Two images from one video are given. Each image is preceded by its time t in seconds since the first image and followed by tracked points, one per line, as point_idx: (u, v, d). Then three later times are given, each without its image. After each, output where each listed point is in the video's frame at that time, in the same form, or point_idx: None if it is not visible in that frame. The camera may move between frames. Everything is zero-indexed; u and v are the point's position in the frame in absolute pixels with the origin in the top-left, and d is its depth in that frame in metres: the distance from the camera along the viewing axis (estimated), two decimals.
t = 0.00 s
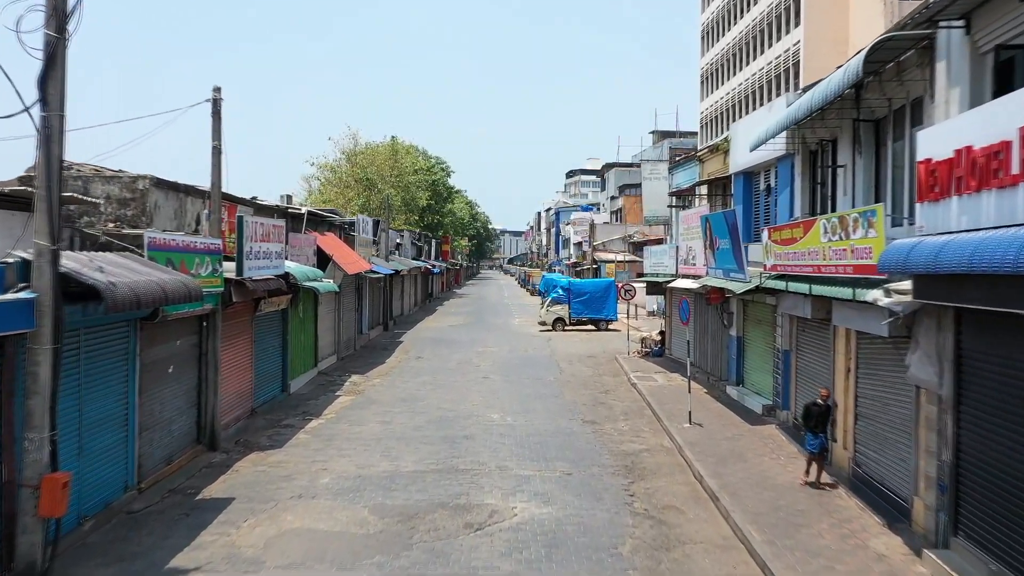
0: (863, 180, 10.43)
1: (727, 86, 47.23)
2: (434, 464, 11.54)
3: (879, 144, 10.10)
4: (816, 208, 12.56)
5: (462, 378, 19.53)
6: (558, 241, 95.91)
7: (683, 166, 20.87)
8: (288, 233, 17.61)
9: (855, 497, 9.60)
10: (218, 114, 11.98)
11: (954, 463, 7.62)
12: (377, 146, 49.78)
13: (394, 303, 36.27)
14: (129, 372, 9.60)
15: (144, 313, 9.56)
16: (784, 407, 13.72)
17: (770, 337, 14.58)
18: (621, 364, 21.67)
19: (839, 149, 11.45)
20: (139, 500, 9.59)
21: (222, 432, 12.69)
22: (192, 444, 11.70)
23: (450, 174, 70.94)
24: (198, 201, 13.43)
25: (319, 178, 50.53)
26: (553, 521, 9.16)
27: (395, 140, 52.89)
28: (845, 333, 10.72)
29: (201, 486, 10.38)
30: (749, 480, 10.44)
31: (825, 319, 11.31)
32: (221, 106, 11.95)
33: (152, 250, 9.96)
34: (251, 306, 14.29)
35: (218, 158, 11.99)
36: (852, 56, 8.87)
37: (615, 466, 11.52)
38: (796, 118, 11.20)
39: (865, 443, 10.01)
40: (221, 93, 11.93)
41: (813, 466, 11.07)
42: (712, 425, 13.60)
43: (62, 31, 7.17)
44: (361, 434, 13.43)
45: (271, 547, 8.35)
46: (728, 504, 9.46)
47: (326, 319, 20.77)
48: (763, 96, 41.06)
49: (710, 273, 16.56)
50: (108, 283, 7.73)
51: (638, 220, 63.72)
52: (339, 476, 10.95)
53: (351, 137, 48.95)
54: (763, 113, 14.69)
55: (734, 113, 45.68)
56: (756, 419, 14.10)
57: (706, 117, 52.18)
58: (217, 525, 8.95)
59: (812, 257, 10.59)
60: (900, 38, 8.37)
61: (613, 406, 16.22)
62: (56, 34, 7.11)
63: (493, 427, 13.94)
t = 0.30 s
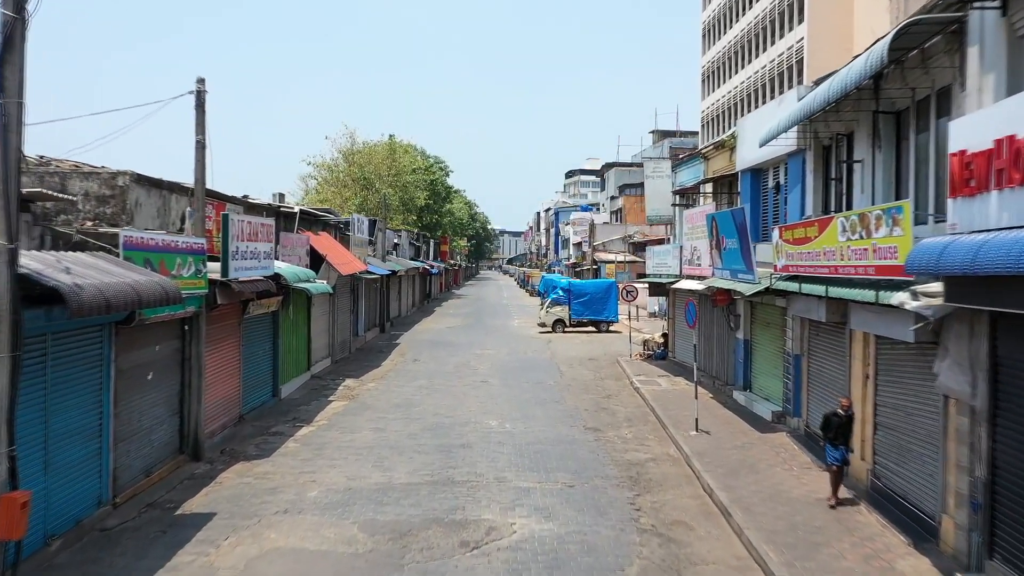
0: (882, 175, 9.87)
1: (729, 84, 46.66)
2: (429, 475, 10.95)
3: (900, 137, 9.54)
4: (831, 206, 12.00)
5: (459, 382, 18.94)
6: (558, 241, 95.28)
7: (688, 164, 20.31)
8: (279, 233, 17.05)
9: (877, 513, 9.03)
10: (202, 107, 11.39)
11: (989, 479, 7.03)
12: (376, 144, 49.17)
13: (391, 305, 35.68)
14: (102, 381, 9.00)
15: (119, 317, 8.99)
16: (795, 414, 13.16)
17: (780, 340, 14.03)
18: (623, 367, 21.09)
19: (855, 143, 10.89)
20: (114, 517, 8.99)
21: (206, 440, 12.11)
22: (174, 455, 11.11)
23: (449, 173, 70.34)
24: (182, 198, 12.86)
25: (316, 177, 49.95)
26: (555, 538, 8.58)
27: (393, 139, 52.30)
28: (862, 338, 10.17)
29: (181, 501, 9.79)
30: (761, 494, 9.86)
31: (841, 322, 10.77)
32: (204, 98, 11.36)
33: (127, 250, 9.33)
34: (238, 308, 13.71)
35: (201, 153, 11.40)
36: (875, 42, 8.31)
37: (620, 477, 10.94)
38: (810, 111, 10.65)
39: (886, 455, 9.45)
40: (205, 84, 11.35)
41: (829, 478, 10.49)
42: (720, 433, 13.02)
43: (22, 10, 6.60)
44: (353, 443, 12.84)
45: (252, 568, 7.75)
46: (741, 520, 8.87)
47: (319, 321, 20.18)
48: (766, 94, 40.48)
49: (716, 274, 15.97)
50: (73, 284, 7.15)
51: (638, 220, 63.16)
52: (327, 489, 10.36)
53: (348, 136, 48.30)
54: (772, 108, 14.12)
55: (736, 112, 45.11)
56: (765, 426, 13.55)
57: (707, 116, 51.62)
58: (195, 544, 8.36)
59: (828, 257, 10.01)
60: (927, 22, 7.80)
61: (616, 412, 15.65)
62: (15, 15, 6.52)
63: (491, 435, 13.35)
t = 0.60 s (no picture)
0: (905, 169, 9.32)
1: (731, 82, 46.11)
2: (424, 487, 10.36)
3: (925, 129, 8.99)
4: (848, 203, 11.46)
5: (457, 386, 18.35)
6: (557, 241, 94.72)
7: (693, 161, 19.73)
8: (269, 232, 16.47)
9: (902, 531, 8.46)
10: (185, 98, 10.79)
11: None
12: (373, 143, 48.51)
13: (388, 306, 35.05)
14: (73, 390, 8.42)
15: (92, 320, 8.40)
16: (808, 422, 12.58)
17: (791, 344, 13.45)
18: (626, 370, 20.52)
19: (874, 136, 10.32)
20: (85, 535, 8.40)
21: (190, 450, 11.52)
22: (154, 467, 10.52)
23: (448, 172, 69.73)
24: (165, 195, 12.20)
25: (313, 176, 49.29)
26: (558, 558, 7.99)
27: (390, 138, 51.65)
28: (883, 343, 9.62)
29: (159, 516, 9.19)
30: (777, 508, 9.27)
31: (860, 325, 10.20)
32: (187, 89, 10.77)
33: (100, 248, 8.73)
34: (226, 310, 13.12)
35: (184, 147, 10.81)
36: (904, 25, 7.73)
37: (626, 490, 10.35)
38: (827, 103, 10.09)
39: (910, 469, 8.88)
40: (188, 74, 10.76)
41: (848, 490, 9.90)
42: (729, 441, 12.44)
43: None
44: (344, 451, 12.25)
45: None
46: (756, 538, 8.28)
47: (312, 323, 19.58)
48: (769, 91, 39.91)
49: (723, 274, 15.39)
50: (32, 286, 6.60)
51: (639, 220, 62.57)
52: (316, 503, 9.75)
53: (346, 135, 47.60)
54: (783, 101, 13.54)
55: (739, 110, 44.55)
56: (775, 433, 12.98)
57: (709, 115, 51.06)
58: (171, 565, 7.76)
59: (847, 257, 9.42)
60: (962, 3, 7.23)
61: (619, 418, 15.07)
62: None
63: (490, 443, 12.75)
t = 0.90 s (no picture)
0: (932, 163, 8.74)
1: (734, 81, 45.57)
2: (419, 501, 9.76)
3: (955, 119, 8.41)
4: (867, 200, 10.88)
5: (456, 390, 17.76)
6: (557, 242, 94.15)
7: (698, 158, 19.16)
8: (260, 231, 15.88)
9: (931, 551, 7.87)
10: (166, 89, 10.18)
11: None
12: (371, 142, 47.89)
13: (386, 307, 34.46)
14: (41, 401, 7.81)
15: (60, 325, 7.81)
16: (823, 430, 11.99)
17: (804, 348, 12.87)
18: (629, 374, 19.93)
19: (897, 129, 9.74)
20: (53, 556, 7.80)
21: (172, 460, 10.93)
22: (133, 480, 9.93)
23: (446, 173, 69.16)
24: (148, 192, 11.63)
25: (310, 176, 48.67)
26: None
27: (389, 137, 51.03)
28: (907, 349, 9.06)
29: (134, 534, 8.58)
30: (795, 525, 8.68)
31: (881, 330, 9.65)
32: (168, 80, 10.16)
33: (70, 248, 8.12)
34: (212, 313, 12.53)
35: (165, 141, 10.22)
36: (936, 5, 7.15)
37: (632, 504, 9.75)
38: (848, 93, 9.51)
39: (938, 484, 8.30)
40: (169, 64, 10.17)
41: (870, 505, 9.31)
42: (741, 451, 11.84)
43: None
44: (336, 462, 11.65)
45: None
46: (776, 560, 7.68)
47: (306, 325, 18.99)
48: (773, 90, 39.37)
49: (731, 275, 14.81)
50: None
51: (640, 220, 62.04)
52: (302, 519, 9.13)
53: (343, 134, 46.99)
54: (796, 94, 12.96)
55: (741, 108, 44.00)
56: (788, 441, 12.39)
57: (710, 114, 50.54)
58: None
59: (870, 257, 8.84)
60: None
61: (623, 425, 14.47)
62: None
63: (489, 452, 12.15)
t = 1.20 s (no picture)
0: (963, 156, 8.14)
1: (736, 79, 44.99)
2: (413, 517, 9.15)
3: (989, 109, 7.81)
4: (888, 196, 10.28)
5: (453, 395, 17.14)
6: (557, 242, 93.60)
7: (704, 156, 18.57)
8: (248, 230, 15.30)
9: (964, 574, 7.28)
10: (143, 78, 9.59)
11: None
12: (369, 141, 47.25)
13: (383, 309, 33.83)
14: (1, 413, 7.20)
15: (22, 331, 7.19)
16: (838, 438, 11.39)
17: (818, 352, 12.28)
18: (632, 378, 19.32)
19: (922, 120, 9.14)
20: None
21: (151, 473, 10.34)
22: (107, 494, 9.31)
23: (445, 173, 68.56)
24: (126, 188, 11.00)
25: (307, 176, 48.04)
26: None
27: (386, 136, 50.38)
28: (935, 356, 8.47)
29: (105, 555, 7.97)
30: (816, 545, 8.06)
31: (905, 335, 9.05)
32: (146, 68, 9.57)
33: (33, 247, 7.50)
34: (196, 317, 11.92)
35: (143, 133, 9.62)
36: None
37: (640, 520, 9.14)
38: (871, 82, 8.91)
39: (969, 501, 7.71)
40: (147, 51, 9.58)
41: (895, 522, 8.69)
42: (753, 462, 11.22)
43: None
44: (326, 473, 11.03)
45: None
46: None
47: (299, 328, 18.38)
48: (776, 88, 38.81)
49: (739, 276, 14.19)
50: None
51: (641, 220, 61.46)
52: (287, 538, 8.51)
53: (341, 133, 46.37)
54: (809, 86, 12.36)
55: (744, 107, 43.42)
56: (801, 451, 11.79)
57: (712, 112, 49.98)
58: None
59: (897, 257, 8.23)
60: None
61: (628, 432, 13.86)
62: None
63: (488, 463, 11.54)
